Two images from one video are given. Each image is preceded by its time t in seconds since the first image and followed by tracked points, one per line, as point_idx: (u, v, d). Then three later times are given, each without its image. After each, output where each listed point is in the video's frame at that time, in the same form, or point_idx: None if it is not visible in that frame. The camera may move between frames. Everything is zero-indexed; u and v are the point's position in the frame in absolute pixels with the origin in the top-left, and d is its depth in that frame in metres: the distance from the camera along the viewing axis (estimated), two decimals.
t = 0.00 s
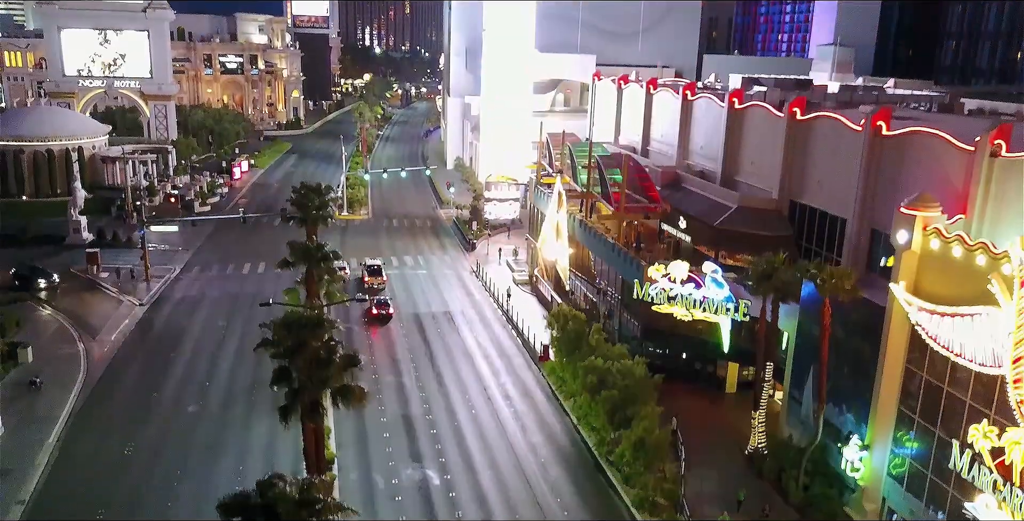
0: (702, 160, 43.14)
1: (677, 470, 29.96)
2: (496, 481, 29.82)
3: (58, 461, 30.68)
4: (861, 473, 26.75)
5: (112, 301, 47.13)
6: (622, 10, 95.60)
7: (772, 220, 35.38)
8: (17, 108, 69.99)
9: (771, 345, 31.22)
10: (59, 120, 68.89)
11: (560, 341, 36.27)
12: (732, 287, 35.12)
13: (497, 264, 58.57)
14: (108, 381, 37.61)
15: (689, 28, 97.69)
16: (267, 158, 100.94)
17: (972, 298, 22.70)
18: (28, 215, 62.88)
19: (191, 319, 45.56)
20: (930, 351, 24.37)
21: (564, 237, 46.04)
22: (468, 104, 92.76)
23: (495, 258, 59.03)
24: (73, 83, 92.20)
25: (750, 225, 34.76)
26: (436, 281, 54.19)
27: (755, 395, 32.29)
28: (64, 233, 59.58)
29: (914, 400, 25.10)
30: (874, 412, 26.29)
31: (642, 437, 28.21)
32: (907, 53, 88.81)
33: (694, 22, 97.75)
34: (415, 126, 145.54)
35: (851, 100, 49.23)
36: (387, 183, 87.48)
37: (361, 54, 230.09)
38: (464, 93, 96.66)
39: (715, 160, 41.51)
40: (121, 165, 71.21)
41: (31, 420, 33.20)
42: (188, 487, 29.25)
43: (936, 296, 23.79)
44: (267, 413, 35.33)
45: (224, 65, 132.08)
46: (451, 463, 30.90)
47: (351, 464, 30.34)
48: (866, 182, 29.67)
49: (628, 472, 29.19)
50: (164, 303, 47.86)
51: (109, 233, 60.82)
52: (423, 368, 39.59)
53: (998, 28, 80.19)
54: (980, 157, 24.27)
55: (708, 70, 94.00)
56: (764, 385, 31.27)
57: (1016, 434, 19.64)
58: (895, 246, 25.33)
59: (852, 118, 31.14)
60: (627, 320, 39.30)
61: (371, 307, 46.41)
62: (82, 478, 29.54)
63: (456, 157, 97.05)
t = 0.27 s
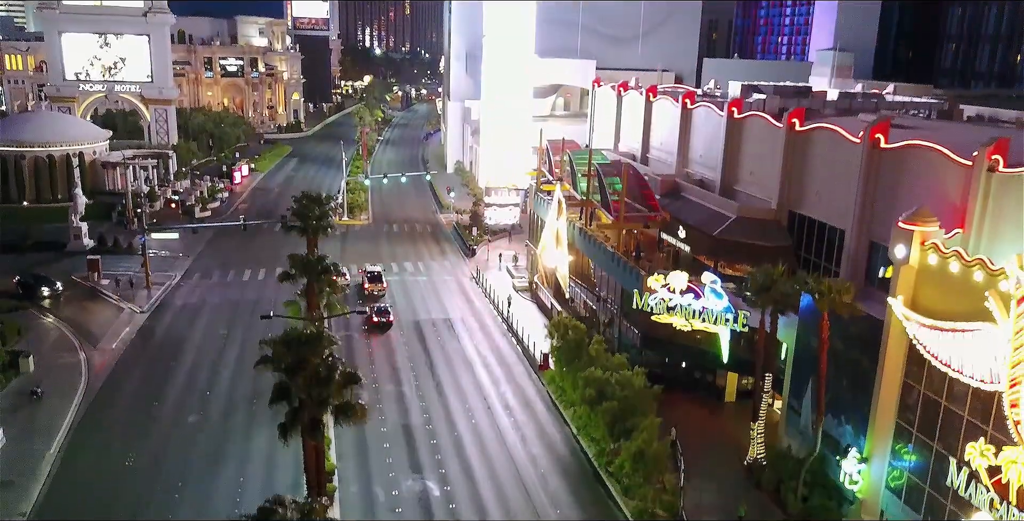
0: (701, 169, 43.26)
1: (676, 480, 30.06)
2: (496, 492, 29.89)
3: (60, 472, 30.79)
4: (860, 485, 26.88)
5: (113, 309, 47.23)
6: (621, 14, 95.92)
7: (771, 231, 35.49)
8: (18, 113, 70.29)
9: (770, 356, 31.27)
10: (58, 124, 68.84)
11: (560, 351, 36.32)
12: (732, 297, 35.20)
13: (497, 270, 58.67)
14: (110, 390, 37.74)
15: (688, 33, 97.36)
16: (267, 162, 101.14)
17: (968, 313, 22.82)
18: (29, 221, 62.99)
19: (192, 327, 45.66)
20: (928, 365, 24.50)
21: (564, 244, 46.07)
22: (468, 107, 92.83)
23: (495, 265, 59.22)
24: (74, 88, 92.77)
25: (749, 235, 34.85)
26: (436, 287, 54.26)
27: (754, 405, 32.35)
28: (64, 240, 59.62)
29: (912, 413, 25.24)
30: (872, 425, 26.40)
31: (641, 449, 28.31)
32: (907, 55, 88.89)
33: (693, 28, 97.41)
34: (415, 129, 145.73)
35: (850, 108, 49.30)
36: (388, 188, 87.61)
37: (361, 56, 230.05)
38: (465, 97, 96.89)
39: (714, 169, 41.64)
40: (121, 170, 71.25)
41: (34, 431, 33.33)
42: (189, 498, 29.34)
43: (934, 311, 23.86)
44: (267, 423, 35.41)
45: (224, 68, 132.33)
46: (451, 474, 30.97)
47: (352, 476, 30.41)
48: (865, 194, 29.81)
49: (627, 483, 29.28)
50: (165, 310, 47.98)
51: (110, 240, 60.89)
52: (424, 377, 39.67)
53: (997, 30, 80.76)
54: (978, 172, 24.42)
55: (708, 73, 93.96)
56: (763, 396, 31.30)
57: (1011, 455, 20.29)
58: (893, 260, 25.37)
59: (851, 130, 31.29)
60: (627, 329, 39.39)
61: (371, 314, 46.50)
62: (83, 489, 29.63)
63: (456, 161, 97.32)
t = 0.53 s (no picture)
0: (701, 180, 43.36)
1: (676, 493, 30.15)
2: (495, 505, 29.99)
3: (62, 484, 30.94)
4: (857, 500, 27.04)
5: (114, 318, 47.36)
6: (621, 19, 95.99)
7: (770, 244, 35.63)
8: (19, 120, 70.63)
9: (769, 369, 31.37)
10: (58, 131, 69.44)
11: (560, 362, 36.42)
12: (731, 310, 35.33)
13: (498, 277, 58.83)
14: (111, 401, 37.89)
15: (688, 33, 98.38)
16: (268, 166, 101.33)
17: (966, 332, 22.99)
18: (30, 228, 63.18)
19: (193, 336, 45.81)
20: (925, 383, 24.64)
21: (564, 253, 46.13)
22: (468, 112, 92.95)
23: (495, 272, 59.41)
24: (74, 92, 92.75)
25: (748, 248, 35.01)
26: (436, 295, 54.33)
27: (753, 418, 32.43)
28: (65, 247, 59.79)
29: (909, 429, 25.41)
30: (869, 441, 26.54)
31: (640, 463, 28.44)
32: (907, 59, 89.09)
33: (693, 31, 98.49)
34: (416, 132, 145.79)
35: (849, 116, 49.35)
36: (388, 193, 87.59)
37: (361, 58, 230.20)
38: (465, 102, 97.01)
39: (713, 180, 41.79)
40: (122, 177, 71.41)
41: (36, 443, 33.48)
42: (191, 509, 29.48)
43: (931, 329, 23.99)
44: (268, 434, 35.55)
45: (224, 72, 132.39)
46: (452, 487, 31.08)
47: (352, 489, 30.50)
48: (864, 209, 29.89)
49: (626, 496, 29.38)
50: (166, 319, 48.10)
51: (111, 247, 61.02)
52: (424, 388, 39.75)
53: (997, 33, 80.18)
54: (975, 189, 24.43)
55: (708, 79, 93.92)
56: (762, 409, 31.38)
57: (1009, 477, 20.74)
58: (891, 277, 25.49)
59: (850, 144, 31.41)
60: (626, 340, 39.57)
61: (371, 323, 46.58)
62: (85, 501, 29.75)
63: (456, 166, 97.62)
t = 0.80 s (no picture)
0: (701, 191, 43.48)
1: (676, 507, 30.24)
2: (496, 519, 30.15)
3: (65, 498, 31.08)
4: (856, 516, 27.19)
5: (115, 329, 47.48)
6: (622, 26, 96.25)
7: (770, 257, 35.77)
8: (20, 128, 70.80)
9: (768, 384, 31.52)
10: (59, 139, 69.65)
11: (560, 376, 36.55)
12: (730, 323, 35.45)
13: (498, 286, 58.95)
14: (113, 414, 38.01)
15: (689, 37, 98.03)
16: (269, 171, 101.42)
17: (964, 353, 23.16)
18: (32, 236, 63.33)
19: (195, 347, 45.92)
20: (924, 402, 24.86)
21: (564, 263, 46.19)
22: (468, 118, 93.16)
23: (496, 281, 59.55)
24: (75, 98, 93.05)
25: (747, 262, 35.12)
26: (436, 305, 54.46)
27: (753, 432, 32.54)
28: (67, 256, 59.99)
29: (908, 446, 25.65)
30: (868, 458, 26.72)
31: (639, 479, 28.53)
32: (907, 62, 88.26)
33: (693, 35, 98.10)
34: (416, 136, 145.83)
35: (849, 126, 49.50)
36: (389, 199, 87.70)
37: (362, 61, 230.25)
38: (465, 108, 97.13)
39: (713, 192, 41.95)
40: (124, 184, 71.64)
41: (38, 457, 33.61)
42: None
43: (928, 348, 24.14)
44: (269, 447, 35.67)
45: (224, 75, 132.26)
46: (452, 501, 31.23)
47: (354, 503, 30.68)
48: (863, 225, 30.02)
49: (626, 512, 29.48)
50: (167, 329, 48.18)
51: (112, 256, 61.13)
52: (425, 399, 39.89)
53: (996, 36, 81.74)
54: (972, 209, 24.50)
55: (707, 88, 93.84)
56: (761, 423, 31.52)
57: (1005, 501, 20.67)
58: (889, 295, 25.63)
59: (849, 160, 31.56)
60: (627, 352, 39.69)
61: (372, 333, 46.71)
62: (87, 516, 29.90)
63: (457, 171, 97.83)
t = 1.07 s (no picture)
0: (700, 201, 43.57)
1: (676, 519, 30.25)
2: None
3: (67, 509, 31.25)
4: None
5: (117, 337, 47.64)
6: (622, 31, 96.52)
7: (769, 268, 35.93)
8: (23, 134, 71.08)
9: (767, 396, 31.68)
10: (60, 144, 69.84)
11: (560, 386, 36.60)
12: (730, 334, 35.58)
13: (499, 292, 59.10)
14: (114, 423, 38.17)
15: (688, 41, 98.37)
16: (270, 175, 101.58)
17: (962, 369, 23.25)
18: (33, 243, 63.60)
19: (196, 355, 46.09)
20: (921, 416, 25.07)
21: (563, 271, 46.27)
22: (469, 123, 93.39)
23: (496, 287, 59.69)
24: (75, 103, 93.25)
25: (747, 272, 35.29)
26: (437, 311, 54.60)
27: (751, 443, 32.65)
28: (69, 262, 60.21)
29: (906, 460, 25.87)
30: (866, 471, 26.87)
31: (641, 491, 28.40)
32: (907, 63, 88.20)
33: (693, 39, 98.35)
34: (416, 139, 146.05)
35: (847, 134, 49.67)
36: (389, 204, 87.84)
37: (362, 63, 230.58)
38: (465, 112, 97.86)
39: (712, 202, 42.11)
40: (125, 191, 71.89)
41: (40, 467, 33.76)
42: None
43: (927, 363, 24.26)
44: (270, 457, 35.83)
45: (225, 79, 132.41)
46: (453, 512, 31.38)
47: (356, 514, 30.85)
48: (862, 237, 30.11)
49: None
50: (168, 337, 48.32)
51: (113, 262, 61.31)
52: (425, 408, 40.04)
53: (996, 39, 81.47)
54: (970, 225, 24.57)
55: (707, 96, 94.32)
56: (761, 435, 31.63)
57: (1001, 519, 20.82)
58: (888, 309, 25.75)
59: (847, 173, 31.68)
60: (627, 362, 39.87)
61: (373, 341, 46.85)
62: None
63: (457, 176, 98.02)
